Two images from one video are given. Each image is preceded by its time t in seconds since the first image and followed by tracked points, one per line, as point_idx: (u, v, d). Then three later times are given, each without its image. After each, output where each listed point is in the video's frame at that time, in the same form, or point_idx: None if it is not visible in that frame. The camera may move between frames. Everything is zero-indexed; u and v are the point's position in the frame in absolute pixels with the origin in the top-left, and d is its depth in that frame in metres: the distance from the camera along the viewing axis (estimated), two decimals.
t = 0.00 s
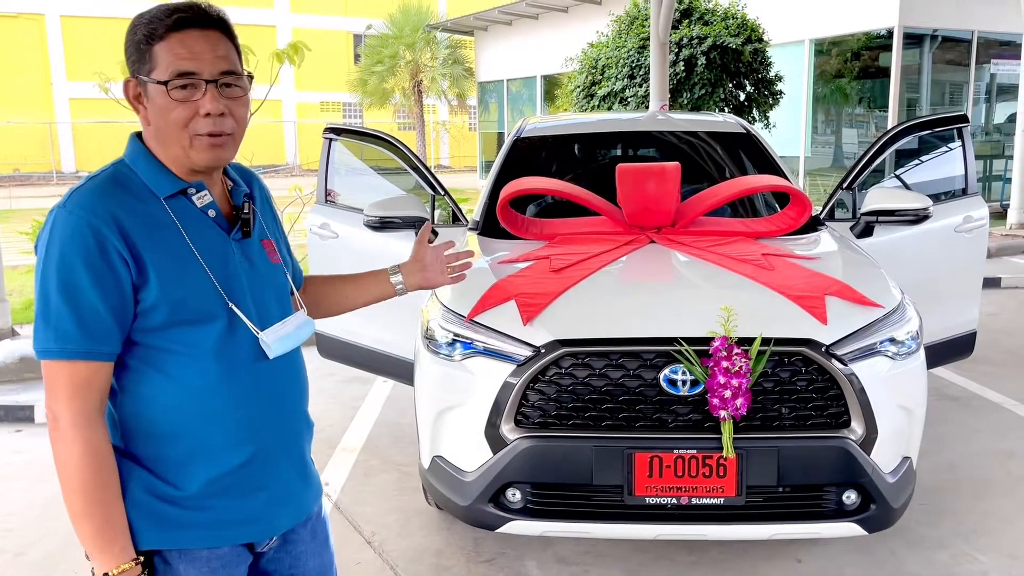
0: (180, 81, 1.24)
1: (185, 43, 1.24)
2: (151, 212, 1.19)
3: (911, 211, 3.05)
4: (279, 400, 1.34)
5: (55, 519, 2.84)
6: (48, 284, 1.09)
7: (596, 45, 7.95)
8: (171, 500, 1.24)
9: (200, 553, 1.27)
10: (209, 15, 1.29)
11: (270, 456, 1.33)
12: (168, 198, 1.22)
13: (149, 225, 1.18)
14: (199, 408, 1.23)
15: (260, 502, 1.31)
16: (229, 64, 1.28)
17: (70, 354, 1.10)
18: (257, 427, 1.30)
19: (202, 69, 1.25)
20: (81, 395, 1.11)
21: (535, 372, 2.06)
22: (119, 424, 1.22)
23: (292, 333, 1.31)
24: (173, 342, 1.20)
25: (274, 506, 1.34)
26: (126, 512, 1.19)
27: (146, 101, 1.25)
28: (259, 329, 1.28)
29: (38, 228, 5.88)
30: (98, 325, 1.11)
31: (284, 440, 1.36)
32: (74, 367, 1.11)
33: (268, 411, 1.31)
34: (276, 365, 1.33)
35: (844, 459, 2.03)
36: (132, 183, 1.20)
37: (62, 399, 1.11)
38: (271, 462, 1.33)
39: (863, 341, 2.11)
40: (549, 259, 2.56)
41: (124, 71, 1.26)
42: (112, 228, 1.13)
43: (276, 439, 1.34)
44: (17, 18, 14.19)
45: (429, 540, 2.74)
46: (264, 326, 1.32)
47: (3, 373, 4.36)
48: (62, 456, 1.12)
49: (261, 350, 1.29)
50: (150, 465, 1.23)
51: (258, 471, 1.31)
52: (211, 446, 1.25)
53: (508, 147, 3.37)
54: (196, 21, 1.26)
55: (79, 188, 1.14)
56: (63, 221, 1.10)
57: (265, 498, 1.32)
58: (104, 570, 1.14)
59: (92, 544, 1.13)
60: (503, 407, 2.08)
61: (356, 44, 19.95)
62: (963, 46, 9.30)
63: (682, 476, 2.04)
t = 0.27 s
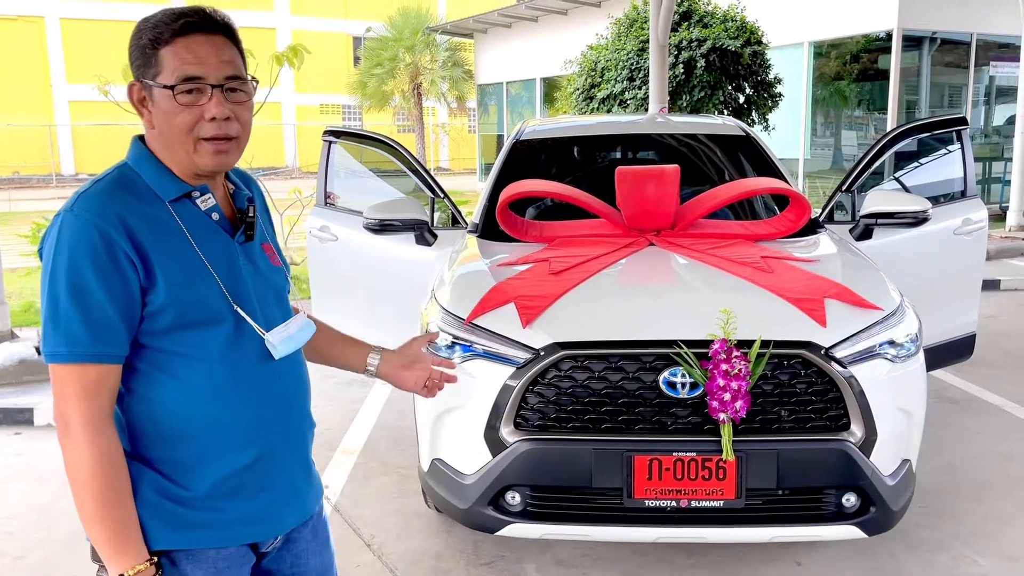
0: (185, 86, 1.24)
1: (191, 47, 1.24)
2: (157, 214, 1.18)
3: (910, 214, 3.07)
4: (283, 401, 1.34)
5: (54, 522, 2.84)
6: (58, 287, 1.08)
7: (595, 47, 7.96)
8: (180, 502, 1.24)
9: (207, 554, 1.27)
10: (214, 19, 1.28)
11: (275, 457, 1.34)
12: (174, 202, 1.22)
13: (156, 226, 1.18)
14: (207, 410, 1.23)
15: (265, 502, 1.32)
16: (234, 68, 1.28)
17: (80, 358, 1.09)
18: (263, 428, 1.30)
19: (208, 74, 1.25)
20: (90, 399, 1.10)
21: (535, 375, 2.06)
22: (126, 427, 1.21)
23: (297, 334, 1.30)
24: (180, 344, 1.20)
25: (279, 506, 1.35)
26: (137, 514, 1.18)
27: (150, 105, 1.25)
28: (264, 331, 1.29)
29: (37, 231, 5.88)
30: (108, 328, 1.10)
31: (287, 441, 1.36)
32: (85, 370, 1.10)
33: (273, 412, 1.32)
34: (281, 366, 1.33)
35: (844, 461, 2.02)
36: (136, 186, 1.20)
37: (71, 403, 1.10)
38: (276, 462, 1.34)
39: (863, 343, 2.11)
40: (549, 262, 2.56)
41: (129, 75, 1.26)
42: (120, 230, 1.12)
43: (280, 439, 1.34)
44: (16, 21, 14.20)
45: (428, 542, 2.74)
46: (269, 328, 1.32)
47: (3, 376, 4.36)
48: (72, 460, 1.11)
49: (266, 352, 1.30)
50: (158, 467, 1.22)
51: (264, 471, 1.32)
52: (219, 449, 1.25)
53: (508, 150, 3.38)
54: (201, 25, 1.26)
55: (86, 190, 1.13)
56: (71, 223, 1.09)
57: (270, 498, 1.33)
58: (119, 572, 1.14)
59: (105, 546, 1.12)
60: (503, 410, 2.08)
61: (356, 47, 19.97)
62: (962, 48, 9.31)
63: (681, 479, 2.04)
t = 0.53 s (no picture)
0: (211, 91, 1.23)
1: (218, 54, 1.24)
2: (159, 218, 1.18)
3: (912, 216, 3.06)
4: (283, 404, 1.34)
5: (55, 525, 2.83)
6: (60, 289, 1.07)
7: (596, 50, 7.96)
8: (181, 504, 1.23)
9: (207, 557, 1.26)
10: (231, 26, 1.28)
11: (275, 459, 1.34)
12: (175, 206, 1.22)
13: (158, 230, 1.17)
14: (207, 412, 1.23)
15: (265, 504, 1.32)
16: (254, 77, 1.29)
17: (82, 360, 1.08)
18: (264, 431, 1.31)
19: (234, 82, 1.25)
20: (92, 401, 1.10)
21: (536, 377, 2.05)
22: (127, 430, 1.21)
23: (297, 336, 1.32)
24: (182, 347, 1.20)
25: (280, 508, 1.35)
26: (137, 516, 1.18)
27: (166, 107, 1.23)
28: (265, 334, 1.29)
29: (38, 234, 5.88)
30: (111, 330, 1.10)
31: (287, 443, 1.36)
32: (87, 372, 1.09)
33: (273, 415, 1.32)
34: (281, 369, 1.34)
35: (846, 464, 2.02)
36: (139, 189, 1.19)
37: (73, 404, 1.10)
38: (276, 466, 1.34)
39: (864, 346, 2.11)
40: (550, 264, 2.56)
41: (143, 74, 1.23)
42: (123, 232, 1.12)
43: (279, 442, 1.34)
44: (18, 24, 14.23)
45: (429, 546, 2.74)
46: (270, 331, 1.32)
47: (4, 379, 4.36)
48: (73, 462, 1.10)
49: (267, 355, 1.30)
50: (158, 470, 1.22)
51: (264, 473, 1.32)
52: (220, 451, 1.25)
53: (509, 152, 3.37)
54: (220, 32, 1.26)
55: (88, 194, 1.13)
56: (73, 226, 1.09)
57: (271, 500, 1.33)
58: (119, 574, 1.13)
59: (104, 548, 1.12)
60: (504, 412, 2.08)
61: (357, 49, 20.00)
62: (962, 51, 9.31)
63: (683, 482, 2.04)
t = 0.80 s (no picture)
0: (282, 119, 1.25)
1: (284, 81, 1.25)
2: (159, 223, 1.17)
3: (914, 219, 3.04)
4: (281, 409, 1.34)
5: (58, 528, 2.83)
6: (60, 298, 1.06)
7: (598, 53, 7.97)
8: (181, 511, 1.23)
9: (207, 562, 1.26)
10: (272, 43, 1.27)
11: (274, 464, 1.34)
12: (175, 212, 1.20)
13: (158, 236, 1.16)
14: (208, 418, 1.22)
15: (264, 507, 1.32)
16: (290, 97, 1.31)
17: (82, 369, 1.07)
18: (262, 436, 1.31)
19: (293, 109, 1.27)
20: (92, 410, 1.09)
21: (538, 380, 2.05)
22: (125, 437, 1.20)
23: (295, 338, 1.32)
24: (182, 353, 1.19)
25: (278, 512, 1.35)
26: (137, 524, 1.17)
27: (235, 127, 1.19)
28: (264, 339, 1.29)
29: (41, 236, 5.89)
30: (112, 338, 1.09)
31: (285, 447, 1.37)
32: (85, 381, 1.08)
33: (272, 420, 1.32)
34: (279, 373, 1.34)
35: (849, 468, 2.02)
36: (138, 194, 1.18)
37: (72, 414, 1.08)
38: (274, 470, 1.34)
39: (867, 349, 2.10)
40: (552, 267, 2.56)
41: (214, 88, 1.16)
42: (123, 240, 1.11)
43: (278, 447, 1.35)
44: (21, 27, 14.27)
45: (431, 548, 2.73)
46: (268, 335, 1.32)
47: (6, 382, 4.36)
48: (72, 472, 1.09)
49: (266, 359, 1.30)
50: (157, 477, 1.22)
51: (263, 478, 1.32)
52: (219, 457, 1.25)
53: (511, 155, 3.37)
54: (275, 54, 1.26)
55: (87, 201, 1.12)
56: (72, 234, 1.08)
57: (269, 505, 1.33)
58: None
59: (101, 559, 1.11)
60: (506, 415, 2.08)
61: (359, 52, 20.04)
62: (964, 53, 9.30)
63: (686, 485, 2.04)
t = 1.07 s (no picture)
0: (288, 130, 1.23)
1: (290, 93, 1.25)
2: (168, 228, 1.16)
3: (918, 221, 3.03)
4: (285, 409, 1.35)
5: (62, 531, 2.84)
6: (74, 306, 1.05)
7: (601, 55, 7.97)
8: (194, 513, 1.24)
9: (220, 562, 1.27)
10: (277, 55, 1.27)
11: (280, 463, 1.35)
12: (180, 218, 1.19)
13: (167, 240, 1.15)
14: (219, 419, 1.23)
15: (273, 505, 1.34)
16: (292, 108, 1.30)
17: (99, 376, 1.06)
18: (269, 437, 1.32)
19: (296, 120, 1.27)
20: (108, 417, 1.08)
21: (542, 383, 2.05)
22: (137, 442, 1.19)
23: (295, 339, 1.35)
24: (192, 356, 1.19)
25: (284, 509, 1.37)
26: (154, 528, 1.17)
27: (243, 135, 1.17)
28: (268, 339, 1.30)
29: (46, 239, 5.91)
30: (128, 344, 1.08)
31: (290, 446, 1.38)
32: (102, 389, 1.07)
33: (277, 421, 1.33)
34: (283, 373, 1.34)
35: (853, 471, 2.02)
36: (143, 198, 1.16)
37: (88, 422, 1.07)
38: (281, 469, 1.35)
39: (871, 351, 2.10)
40: (555, 270, 2.56)
41: (223, 94, 1.14)
42: (135, 245, 1.10)
43: (283, 447, 1.36)
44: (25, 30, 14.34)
45: (435, 551, 2.73)
46: (270, 335, 1.33)
47: (10, 385, 4.37)
48: (89, 479, 1.08)
49: (271, 360, 1.31)
50: (170, 480, 1.22)
51: (270, 477, 1.33)
52: (229, 459, 1.26)
53: (514, 158, 3.37)
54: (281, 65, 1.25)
55: (96, 205, 1.10)
56: (84, 240, 1.06)
57: (277, 503, 1.35)
58: None
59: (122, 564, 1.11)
60: (510, 418, 2.08)
61: (363, 55, 20.09)
62: (968, 56, 9.29)
63: (689, 488, 2.03)
